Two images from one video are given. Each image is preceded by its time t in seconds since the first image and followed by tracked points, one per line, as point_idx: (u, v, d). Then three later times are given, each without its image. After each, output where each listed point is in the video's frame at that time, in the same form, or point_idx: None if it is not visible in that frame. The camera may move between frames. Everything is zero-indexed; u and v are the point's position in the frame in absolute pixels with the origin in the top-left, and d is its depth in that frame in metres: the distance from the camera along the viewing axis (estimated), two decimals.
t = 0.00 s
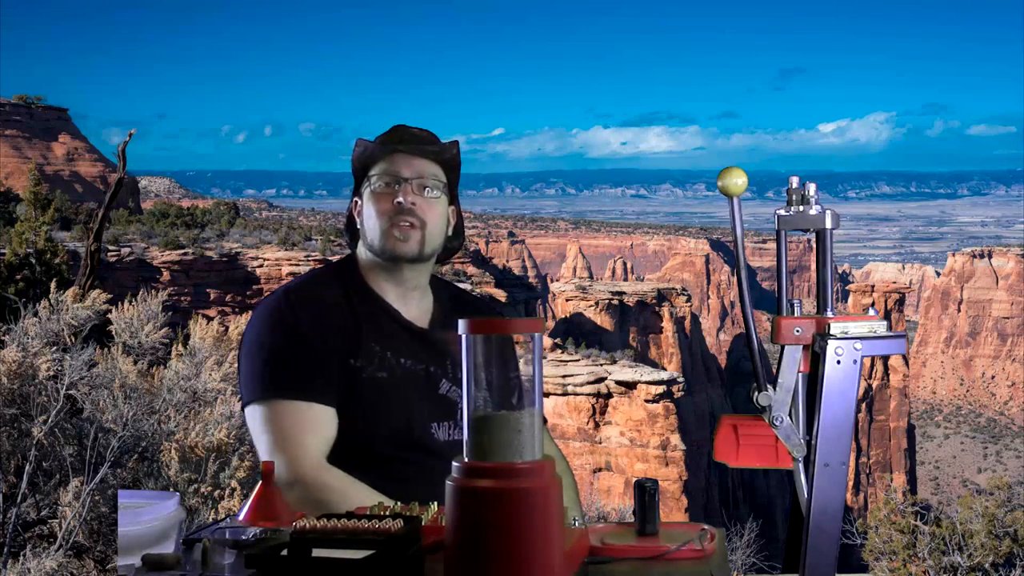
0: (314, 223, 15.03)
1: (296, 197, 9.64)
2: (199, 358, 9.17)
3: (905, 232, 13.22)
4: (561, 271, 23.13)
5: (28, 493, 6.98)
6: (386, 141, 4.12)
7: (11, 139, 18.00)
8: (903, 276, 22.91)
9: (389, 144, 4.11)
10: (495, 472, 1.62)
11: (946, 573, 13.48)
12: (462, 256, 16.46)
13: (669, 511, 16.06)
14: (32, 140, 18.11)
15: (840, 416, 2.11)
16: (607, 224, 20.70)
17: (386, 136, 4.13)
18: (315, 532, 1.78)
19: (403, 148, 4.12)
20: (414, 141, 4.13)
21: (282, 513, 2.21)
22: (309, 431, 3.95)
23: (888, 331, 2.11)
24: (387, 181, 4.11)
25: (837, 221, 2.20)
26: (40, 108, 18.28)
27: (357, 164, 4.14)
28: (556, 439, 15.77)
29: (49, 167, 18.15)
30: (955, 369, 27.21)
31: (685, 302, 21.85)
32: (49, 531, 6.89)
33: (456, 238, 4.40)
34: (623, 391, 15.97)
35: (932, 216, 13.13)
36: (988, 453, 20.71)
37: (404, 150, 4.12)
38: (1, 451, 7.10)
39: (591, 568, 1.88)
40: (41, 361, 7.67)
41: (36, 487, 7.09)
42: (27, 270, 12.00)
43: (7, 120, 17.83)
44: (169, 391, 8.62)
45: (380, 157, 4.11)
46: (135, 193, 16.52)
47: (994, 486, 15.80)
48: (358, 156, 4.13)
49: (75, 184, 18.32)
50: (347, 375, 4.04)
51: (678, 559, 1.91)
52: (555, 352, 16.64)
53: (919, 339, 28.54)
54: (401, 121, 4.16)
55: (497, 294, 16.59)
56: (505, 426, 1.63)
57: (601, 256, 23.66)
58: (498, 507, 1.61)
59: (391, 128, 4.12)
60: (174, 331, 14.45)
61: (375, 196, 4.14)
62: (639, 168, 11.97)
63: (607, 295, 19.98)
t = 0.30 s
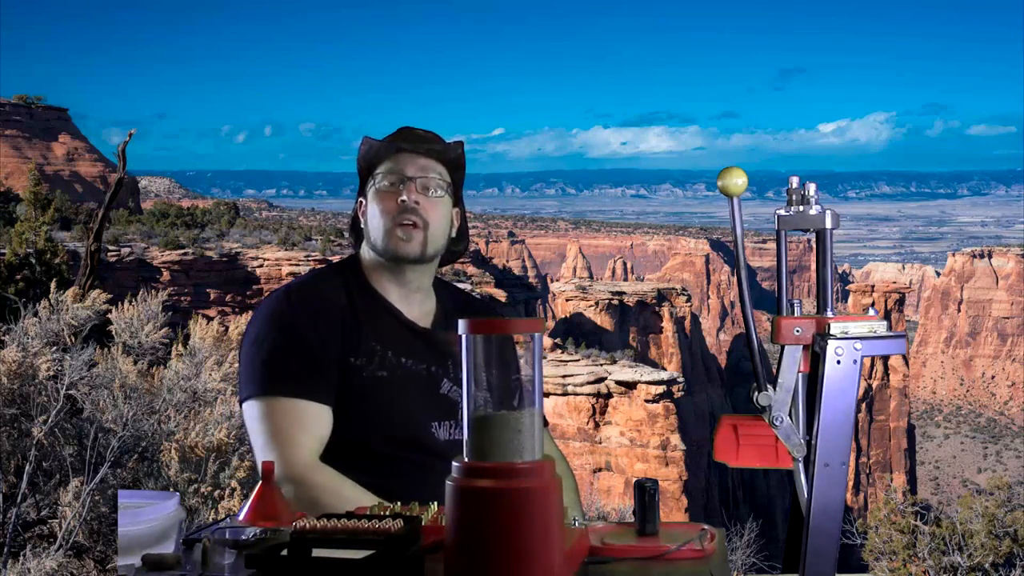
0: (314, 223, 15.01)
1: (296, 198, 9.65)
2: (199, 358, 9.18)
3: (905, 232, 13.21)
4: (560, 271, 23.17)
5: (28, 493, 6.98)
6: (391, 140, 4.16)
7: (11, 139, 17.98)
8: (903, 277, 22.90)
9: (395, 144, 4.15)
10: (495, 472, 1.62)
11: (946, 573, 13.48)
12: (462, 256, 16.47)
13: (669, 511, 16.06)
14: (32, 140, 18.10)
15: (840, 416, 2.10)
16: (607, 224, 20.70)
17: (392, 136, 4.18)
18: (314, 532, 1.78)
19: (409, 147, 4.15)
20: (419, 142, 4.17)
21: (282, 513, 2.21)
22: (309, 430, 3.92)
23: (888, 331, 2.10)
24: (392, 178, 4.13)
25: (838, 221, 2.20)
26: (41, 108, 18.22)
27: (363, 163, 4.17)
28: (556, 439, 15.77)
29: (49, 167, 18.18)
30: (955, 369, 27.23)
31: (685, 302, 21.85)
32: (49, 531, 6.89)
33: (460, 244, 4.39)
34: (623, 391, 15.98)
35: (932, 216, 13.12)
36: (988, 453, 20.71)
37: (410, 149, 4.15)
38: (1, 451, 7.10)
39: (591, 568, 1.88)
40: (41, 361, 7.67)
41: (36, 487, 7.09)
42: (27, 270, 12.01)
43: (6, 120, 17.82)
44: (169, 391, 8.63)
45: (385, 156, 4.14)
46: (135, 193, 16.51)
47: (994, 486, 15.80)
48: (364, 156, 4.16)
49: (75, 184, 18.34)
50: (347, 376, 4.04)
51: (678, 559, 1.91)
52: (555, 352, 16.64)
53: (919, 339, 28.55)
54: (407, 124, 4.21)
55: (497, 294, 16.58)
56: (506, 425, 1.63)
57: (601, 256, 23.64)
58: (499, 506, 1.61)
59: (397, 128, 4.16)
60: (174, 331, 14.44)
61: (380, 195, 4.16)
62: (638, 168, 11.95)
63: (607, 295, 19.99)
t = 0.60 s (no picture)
0: (314, 223, 15.01)
1: (296, 198, 9.67)
2: (199, 358, 9.18)
3: (906, 232, 13.20)
4: (561, 271, 23.37)
5: (28, 493, 6.99)
6: (394, 138, 4.17)
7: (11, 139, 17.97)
8: (903, 277, 22.89)
9: (397, 143, 4.16)
10: (495, 472, 1.62)
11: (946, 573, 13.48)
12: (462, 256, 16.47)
13: (669, 511, 16.06)
14: (32, 140, 18.10)
15: (840, 417, 2.07)
16: (607, 223, 20.70)
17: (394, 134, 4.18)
18: (315, 533, 1.78)
19: (411, 145, 4.16)
20: (422, 141, 4.18)
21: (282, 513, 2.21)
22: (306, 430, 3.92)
23: (889, 331, 2.08)
24: (394, 177, 4.14)
25: (838, 221, 2.19)
26: (41, 109, 18.06)
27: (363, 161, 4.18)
28: (556, 439, 15.77)
29: (49, 167, 18.24)
30: (955, 369, 27.22)
31: (685, 302, 21.84)
32: (49, 531, 6.89)
33: (459, 245, 4.40)
34: (623, 391, 15.98)
35: (932, 216, 13.08)
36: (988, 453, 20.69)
37: (412, 148, 4.16)
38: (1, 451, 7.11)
39: (591, 568, 1.88)
40: (41, 361, 7.67)
41: (36, 487, 7.10)
42: (27, 270, 12.01)
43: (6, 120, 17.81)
44: (169, 391, 8.63)
45: (387, 154, 4.15)
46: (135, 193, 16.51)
47: (994, 486, 15.78)
48: (366, 153, 4.17)
49: (75, 184, 18.40)
50: (346, 376, 4.03)
51: (678, 559, 1.91)
52: (555, 352, 16.65)
53: (919, 339, 28.54)
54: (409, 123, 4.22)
55: (497, 294, 16.59)
56: (506, 425, 1.64)
57: (601, 256, 23.64)
58: (498, 506, 1.61)
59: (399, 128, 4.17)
60: (173, 331, 14.42)
61: (382, 193, 4.17)
62: (638, 168, 11.93)
63: (607, 295, 20.00)
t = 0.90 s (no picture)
0: (314, 223, 15.00)
1: (297, 198, 9.68)
2: (199, 358, 9.18)
3: (905, 232, 13.19)
4: (560, 271, 23.34)
5: (28, 493, 6.98)
6: (399, 141, 4.13)
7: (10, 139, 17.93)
8: (903, 277, 22.90)
9: (403, 146, 4.13)
10: (498, 472, 1.62)
11: (946, 572, 13.49)
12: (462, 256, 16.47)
13: (669, 511, 16.06)
14: (32, 140, 18.09)
15: (840, 416, 2.06)
16: (607, 224, 20.71)
17: (399, 137, 4.14)
18: (315, 533, 1.78)
19: (417, 148, 4.13)
20: (427, 144, 4.15)
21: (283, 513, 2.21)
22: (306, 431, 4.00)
23: (888, 331, 2.07)
24: (399, 181, 4.12)
25: (838, 221, 2.19)
26: (41, 109, 18.07)
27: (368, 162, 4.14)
28: (556, 439, 15.75)
29: (49, 167, 18.24)
30: (954, 369, 27.23)
31: (685, 302, 21.83)
32: (49, 531, 6.89)
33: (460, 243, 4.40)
34: (623, 391, 15.99)
35: (932, 216, 13.06)
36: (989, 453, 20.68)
37: (418, 151, 4.13)
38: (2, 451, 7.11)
39: (591, 568, 1.87)
40: (41, 361, 7.66)
41: (36, 487, 7.09)
42: (27, 270, 12.01)
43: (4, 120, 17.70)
44: (169, 391, 8.62)
45: (393, 157, 4.12)
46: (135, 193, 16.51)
47: (994, 486, 15.78)
48: (371, 155, 4.13)
49: (75, 184, 18.42)
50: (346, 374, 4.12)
51: (678, 559, 1.91)
52: (555, 352, 16.67)
53: (919, 339, 28.54)
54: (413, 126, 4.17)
55: (497, 294, 16.59)
56: (506, 426, 1.63)
57: (600, 256, 23.65)
58: (498, 507, 1.61)
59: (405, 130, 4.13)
60: (173, 331, 14.43)
61: (387, 197, 4.15)
62: (638, 168, 11.90)
63: (607, 295, 20.01)
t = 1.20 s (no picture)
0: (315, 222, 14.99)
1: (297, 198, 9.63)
2: (199, 358, 9.18)
3: (905, 232, 13.19)
4: (561, 271, 23.35)
5: (28, 493, 6.98)
6: (395, 144, 4.19)
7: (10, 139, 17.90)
8: (903, 277, 22.92)
9: (398, 148, 4.20)
10: (496, 472, 1.62)
11: (946, 573, 13.49)
12: (462, 256, 16.48)
13: (669, 511, 16.05)
14: (32, 140, 18.09)
15: (841, 417, 2.05)
16: (607, 224, 20.73)
17: (395, 137, 4.20)
18: (315, 532, 1.78)
19: (412, 151, 4.19)
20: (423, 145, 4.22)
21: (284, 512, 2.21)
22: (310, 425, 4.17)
23: (888, 331, 2.07)
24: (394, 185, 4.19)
25: (838, 221, 2.18)
26: (42, 109, 18.09)
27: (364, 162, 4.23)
28: (556, 439, 15.74)
29: (49, 167, 18.25)
30: (955, 369, 27.22)
31: (685, 302, 21.82)
32: (48, 531, 6.88)
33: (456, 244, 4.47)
34: (623, 391, 16.00)
35: (932, 216, 13.04)
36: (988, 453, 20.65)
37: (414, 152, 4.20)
38: (2, 451, 7.10)
39: (591, 568, 1.87)
40: (41, 361, 7.66)
41: (36, 487, 7.09)
42: (27, 269, 12.01)
43: (5, 119, 17.64)
44: (169, 391, 8.62)
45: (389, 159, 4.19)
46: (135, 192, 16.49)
47: (994, 486, 15.77)
48: (366, 159, 4.20)
49: (75, 184, 18.40)
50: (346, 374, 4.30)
51: (678, 559, 1.91)
52: (555, 352, 16.68)
53: (919, 339, 28.55)
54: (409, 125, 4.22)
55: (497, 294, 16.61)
56: (505, 426, 1.63)
57: (600, 256, 23.66)
58: (496, 507, 1.61)
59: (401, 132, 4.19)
60: (174, 330, 14.45)
61: (381, 200, 4.21)
62: (638, 168, 11.88)
63: (607, 295, 20.02)
